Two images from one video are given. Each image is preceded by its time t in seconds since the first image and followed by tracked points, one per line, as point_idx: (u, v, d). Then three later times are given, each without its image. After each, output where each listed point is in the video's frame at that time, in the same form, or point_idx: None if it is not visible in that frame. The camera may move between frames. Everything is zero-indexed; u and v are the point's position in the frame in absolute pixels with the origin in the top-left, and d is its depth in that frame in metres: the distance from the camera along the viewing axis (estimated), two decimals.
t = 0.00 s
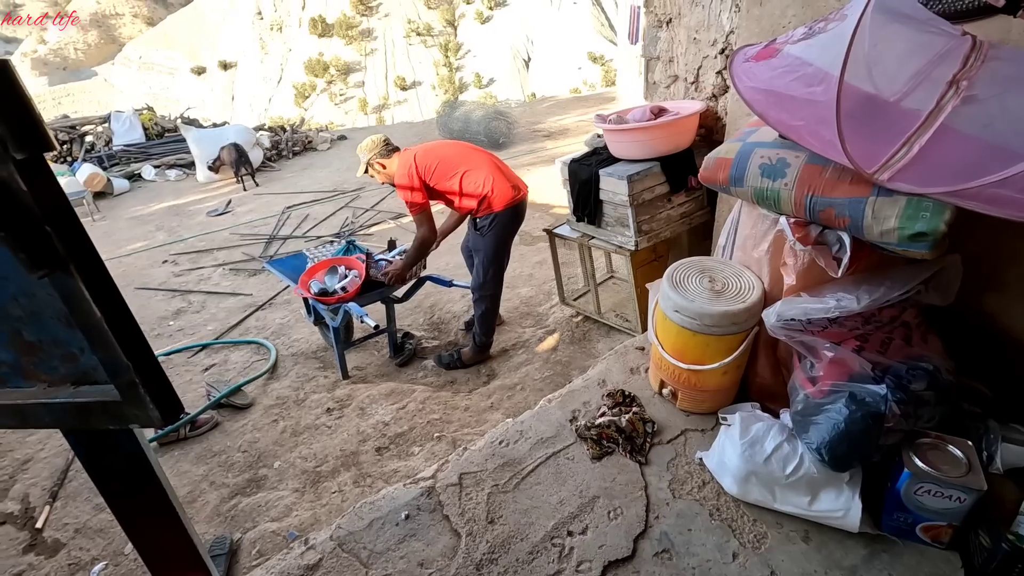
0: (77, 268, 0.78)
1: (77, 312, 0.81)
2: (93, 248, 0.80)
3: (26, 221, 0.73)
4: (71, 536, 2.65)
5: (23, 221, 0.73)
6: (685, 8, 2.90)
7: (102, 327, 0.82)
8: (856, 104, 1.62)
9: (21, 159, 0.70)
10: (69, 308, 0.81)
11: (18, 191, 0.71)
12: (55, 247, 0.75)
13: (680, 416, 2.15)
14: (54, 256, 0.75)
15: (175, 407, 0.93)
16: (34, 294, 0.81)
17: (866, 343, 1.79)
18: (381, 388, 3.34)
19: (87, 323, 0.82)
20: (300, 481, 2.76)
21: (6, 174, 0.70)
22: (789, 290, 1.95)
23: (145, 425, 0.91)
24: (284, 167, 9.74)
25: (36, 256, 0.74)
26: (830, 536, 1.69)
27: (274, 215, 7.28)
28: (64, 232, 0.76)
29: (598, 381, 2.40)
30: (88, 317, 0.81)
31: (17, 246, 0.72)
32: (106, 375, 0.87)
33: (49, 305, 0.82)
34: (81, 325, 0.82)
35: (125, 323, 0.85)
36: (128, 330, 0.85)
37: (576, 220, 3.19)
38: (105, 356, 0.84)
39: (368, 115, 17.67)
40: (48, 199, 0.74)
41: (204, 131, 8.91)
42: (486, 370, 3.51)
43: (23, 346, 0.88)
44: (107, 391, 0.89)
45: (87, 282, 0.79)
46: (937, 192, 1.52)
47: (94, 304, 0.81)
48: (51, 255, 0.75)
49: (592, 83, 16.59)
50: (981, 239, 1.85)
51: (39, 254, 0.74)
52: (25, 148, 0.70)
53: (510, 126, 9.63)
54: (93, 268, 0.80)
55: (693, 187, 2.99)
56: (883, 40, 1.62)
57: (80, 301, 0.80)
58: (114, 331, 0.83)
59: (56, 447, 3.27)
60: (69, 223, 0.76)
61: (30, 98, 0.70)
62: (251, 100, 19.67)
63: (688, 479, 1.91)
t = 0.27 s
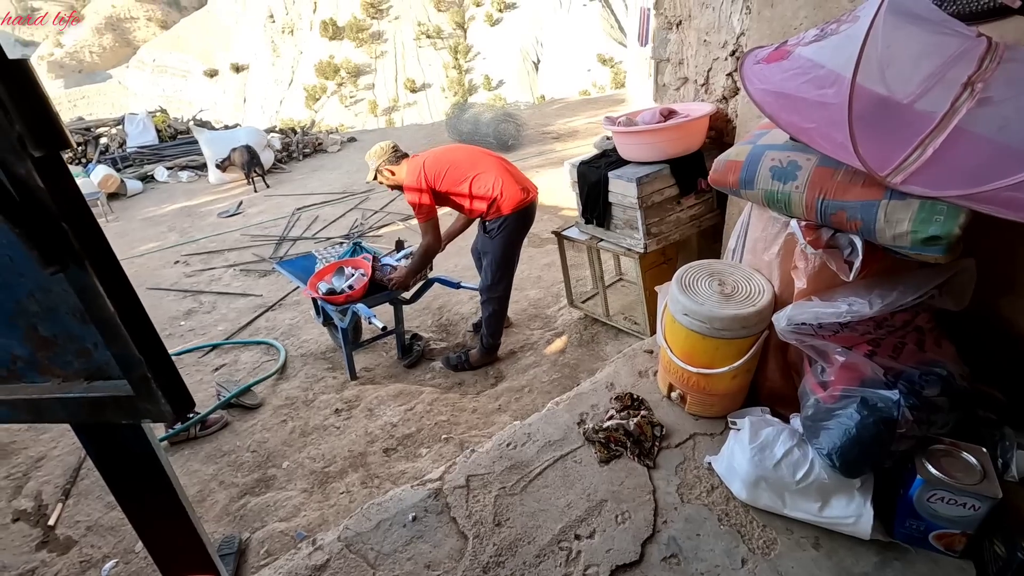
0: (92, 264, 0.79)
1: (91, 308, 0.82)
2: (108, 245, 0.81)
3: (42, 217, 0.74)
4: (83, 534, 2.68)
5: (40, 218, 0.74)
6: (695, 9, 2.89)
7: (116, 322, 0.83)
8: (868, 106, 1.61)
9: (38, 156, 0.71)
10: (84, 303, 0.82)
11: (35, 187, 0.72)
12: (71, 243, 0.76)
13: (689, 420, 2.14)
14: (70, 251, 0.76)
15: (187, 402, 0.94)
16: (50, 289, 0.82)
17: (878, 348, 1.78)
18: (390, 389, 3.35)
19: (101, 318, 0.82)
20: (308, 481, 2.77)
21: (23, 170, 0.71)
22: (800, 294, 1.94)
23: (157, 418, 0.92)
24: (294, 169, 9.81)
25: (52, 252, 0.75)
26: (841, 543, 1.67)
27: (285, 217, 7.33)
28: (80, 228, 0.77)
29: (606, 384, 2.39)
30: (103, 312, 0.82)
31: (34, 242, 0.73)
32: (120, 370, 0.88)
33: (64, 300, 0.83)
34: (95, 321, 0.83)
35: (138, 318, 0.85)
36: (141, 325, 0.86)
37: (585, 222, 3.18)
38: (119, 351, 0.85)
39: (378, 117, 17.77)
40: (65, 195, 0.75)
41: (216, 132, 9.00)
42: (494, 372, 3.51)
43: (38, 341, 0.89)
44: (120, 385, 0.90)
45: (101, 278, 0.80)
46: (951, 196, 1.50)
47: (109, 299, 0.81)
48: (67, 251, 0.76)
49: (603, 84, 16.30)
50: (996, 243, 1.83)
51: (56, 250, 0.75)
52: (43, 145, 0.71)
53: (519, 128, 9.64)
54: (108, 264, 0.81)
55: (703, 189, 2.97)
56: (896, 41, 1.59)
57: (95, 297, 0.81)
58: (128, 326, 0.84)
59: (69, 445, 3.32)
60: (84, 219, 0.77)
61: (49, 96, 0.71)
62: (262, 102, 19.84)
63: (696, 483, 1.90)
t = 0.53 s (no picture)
0: (91, 272, 0.79)
1: (91, 316, 0.83)
2: (108, 253, 0.81)
3: (42, 224, 0.75)
4: (94, 531, 2.70)
5: (40, 224, 0.74)
6: (705, 11, 2.88)
7: (115, 331, 0.84)
8: (881, 108, 1.59)
9: (38, 164, 0.72)
10: (84, 311, 0.82)
11: (35, 195, 0.73)
12: (70, 251, 0.77)
13: (697, 424, 2.13)
14: (69, 260, 0.77)
15: (187, 411, 0.95)
16: (51, 296, 0.83)
17: (891, 352, 1.76)
18: (397, 390, 3.36)
19: (101, 327, 0.83)
20: (316, 481, 2.78)
21: (22, 177, 0.71)
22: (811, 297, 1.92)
23: (158, 427, 0.93)
24: (304, 170, 9.88)
25: (51, 260, 0.76)
26: (852, 549, 1.65)
27: (294, 217, 7.38)
28: (79, 236, 0.77)
29: (614, 387, 2.37)
30: (102, 321, 0.83)
31: (33, 250, 0.74)
32: (120, 379, 0.89)
33: (64, 307, 0.83)
34: (95, 329, 0.84)
35: (137, 326, 0.86)
36: (141, 334, 0.86)
37: (593, 224, 3.18)
38: (119, 360, 0.86)
39: (387, 118, 17.85)
40: (64, 202, 0.76)
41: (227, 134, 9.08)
42: (501, 373, 3.50)
43: (40, 348, 0.90)
44: (120, 394, 0.91)
45: (100, 286, 0.81)
46: (966, 199, 1.48)
47: (108, 307, 0.82)
48: (66, 258, 0.77)
49: (612, 86, 16.32)
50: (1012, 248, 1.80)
51: (55, 258, 0.76)
52: (42, 153, 0.72)
53: (527, 130, 9.65)
54: (107, 273, 0.81)
55: (712, 191, 2.96)
56: (910, 42, 1.57)
57: (94, 305, 0.81)
58: (127, 334, 0.85)
59: (80, 443, 3.35)
60: (84, 227, 0.78)
61: (48, 103, 0.72)
62: (273, 104, 19.99)
63: (705, 488, 1.88)
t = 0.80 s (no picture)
0: (104, 271, 0.80)
1: (103, 314, 0.83)
2: (119, 251, 0.82)
3: (55, 223, 0.75)
4: (101, 529, 2.72)
5: (53, 224, 0.75)
6: (713, 12, 2.87)
7: (127, 329, 0.84)
8: (890, 110, 1.58)
9: (52, 163, 0.73)
10: (96, 309, 0.83)
11: (48, 194, 0.73)
12: (84, 250, 0.77)
13: (703, 427, 2.11)
14: (82, 259, 0.78)
15: (197, 410, 0.95)
16: (64, 295, 0.83)
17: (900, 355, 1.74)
18: (402, 391, 3.36)
19: (113, 325, 0.84)
20: (322, 481, 2.79)
21: (37, 177, 0.72)
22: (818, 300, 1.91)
23: (168, 426, 0.93)
24: (311, 171, 9.92)
25: (64, 259, 0.76)
26: (859, 554, 1.64)
27: (301, 218, 7.41)
28: (92, 235, 0.78)
29: (620, 389, 2.37)
30: (114, 319, 0.83)
31: (47, 249, 0.75)
32: (131, 376, 0.89)
33: (77, 306, 0.84)
34: (107, 327, 0.85)
35: (148, 324, 0.87)
36: (152, 333, 0.87)
37: (599, 226, 3.17)
38: (130, 358, 0.87)
39: (394, 120, 17.91)
40: (77, 201, 0.76)
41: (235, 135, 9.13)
42: (506, 375, 3.50)
43: (52, 346, 0.90)
44: (132, 392, 0.91)
45: (113, 284, 0.81)
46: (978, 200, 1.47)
47: (120, 306, 0.83)
48: (79, 257, 0.77)
49: (618, 88, 16.27)
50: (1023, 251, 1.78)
51: (68, 257, 0.76)
52: (56, 153, 0.72)
53: (534, 131, 9.65)
54: (119, 271, 0.82)
55: (719, 193, 2.94)
56: (919, 43, 1.56)
57: (106, 304, 0.82)
58: (139, 332, 0.85)
59: (88, 441, 3.37)
60: (96, 226, 0.79)
61: (62, 103, 0.72)
62: (280, 105, 20.09)
63: (711, 491, 1.87)
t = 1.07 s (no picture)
0: (129, 270, 0.80)
1: (126, 312, 0.84)
2: (142, 251, 0.82)
3: (82, 224, 0.75)
4: (107, 528, 2.73)
5: (80, 224, 0.75)
6: (718, 13, 2.87)
7: (150, 327, 0.85)
8: (898, 111, 1.57)
9: (80, 165, 0.73)
10: (119, 308, 0.83)
11: (76, 195, 0.73)
12: (109, 250, 0.78)
13: (708, 429, 2.11)
14: (108, 259, 0.78)
15: (215, 405, 0.95)
16: (87, 294, 0.84)
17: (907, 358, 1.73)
18: (407, 392, 3.36)
19: (136, 323, 0.84)
20: (326, 482, 2.80)
21: (65, 179, 0.72)
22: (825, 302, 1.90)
23: (188, 422, 0.93)
24: (316, 172, 9.95)
25: (91, 259, 0.76)
26: (866, 558, 1.63)
27: (306, 219, 7.43)
28: (118, 235, 0.78)
29: (625, 391, 2.36)
30: (137, 317, 0.84)
31: (74, 248, 0.74)
32: (152, 373, 0.89)
33: (100, 304, 0.84)
34: (129, 325, 0.85)
35: (169, 321, 0.87)
36: (174, 330, 0.88)
37: (604, 227, 3.16)
38: (151, 354, 0.87)
39: (399, 121, 17.94)
40: (104, 202, 0.76)
41: (241, 136, 9.17)
42: (511, 376, 3.50)
43: (73, 344, 0.90)
44: (152, 388, 0.91)
45: (137, 283, 0.81)
46: (986, 202, 1.46)
47: (143, 304, 0.83)
48: (105, 257, 0.78)
49: (621, 88, 15.96)
50: None
51: (94, 257, 0.76)
52: (85, 155, 0.73)
53: (538, 132, 9.65)
54: (142, 270, 0.82)
55: (724, 194, 2.94)
56: (927, 44, 1.55)
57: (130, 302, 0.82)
58: (161, 329, 0.86)
59: (95, 441, 3.39)
60: (121, 226, 0.79)
61: (90, 105, 0.73)
62: (285, 106, 20.17)
63: (716, 493, 1.86)
